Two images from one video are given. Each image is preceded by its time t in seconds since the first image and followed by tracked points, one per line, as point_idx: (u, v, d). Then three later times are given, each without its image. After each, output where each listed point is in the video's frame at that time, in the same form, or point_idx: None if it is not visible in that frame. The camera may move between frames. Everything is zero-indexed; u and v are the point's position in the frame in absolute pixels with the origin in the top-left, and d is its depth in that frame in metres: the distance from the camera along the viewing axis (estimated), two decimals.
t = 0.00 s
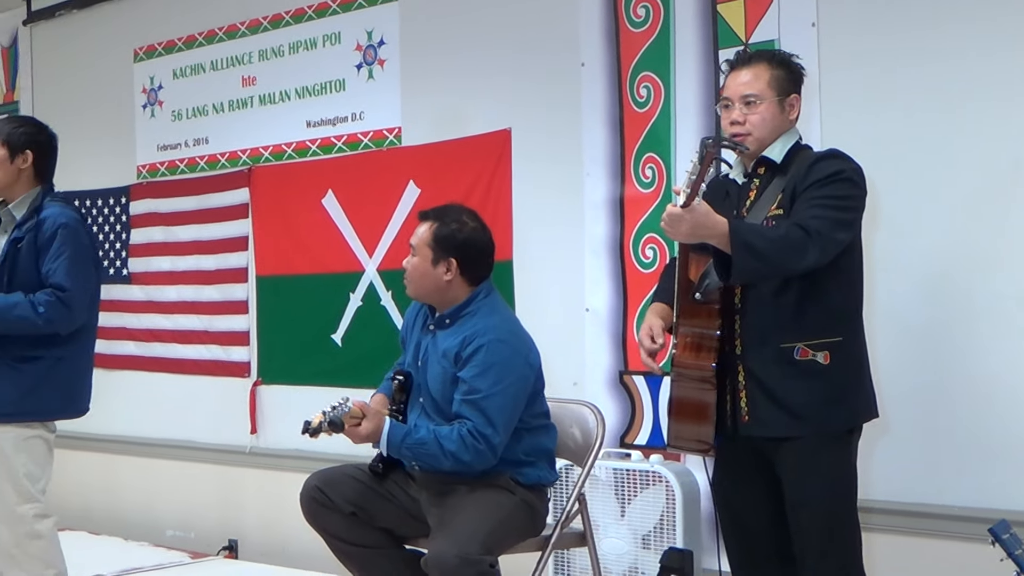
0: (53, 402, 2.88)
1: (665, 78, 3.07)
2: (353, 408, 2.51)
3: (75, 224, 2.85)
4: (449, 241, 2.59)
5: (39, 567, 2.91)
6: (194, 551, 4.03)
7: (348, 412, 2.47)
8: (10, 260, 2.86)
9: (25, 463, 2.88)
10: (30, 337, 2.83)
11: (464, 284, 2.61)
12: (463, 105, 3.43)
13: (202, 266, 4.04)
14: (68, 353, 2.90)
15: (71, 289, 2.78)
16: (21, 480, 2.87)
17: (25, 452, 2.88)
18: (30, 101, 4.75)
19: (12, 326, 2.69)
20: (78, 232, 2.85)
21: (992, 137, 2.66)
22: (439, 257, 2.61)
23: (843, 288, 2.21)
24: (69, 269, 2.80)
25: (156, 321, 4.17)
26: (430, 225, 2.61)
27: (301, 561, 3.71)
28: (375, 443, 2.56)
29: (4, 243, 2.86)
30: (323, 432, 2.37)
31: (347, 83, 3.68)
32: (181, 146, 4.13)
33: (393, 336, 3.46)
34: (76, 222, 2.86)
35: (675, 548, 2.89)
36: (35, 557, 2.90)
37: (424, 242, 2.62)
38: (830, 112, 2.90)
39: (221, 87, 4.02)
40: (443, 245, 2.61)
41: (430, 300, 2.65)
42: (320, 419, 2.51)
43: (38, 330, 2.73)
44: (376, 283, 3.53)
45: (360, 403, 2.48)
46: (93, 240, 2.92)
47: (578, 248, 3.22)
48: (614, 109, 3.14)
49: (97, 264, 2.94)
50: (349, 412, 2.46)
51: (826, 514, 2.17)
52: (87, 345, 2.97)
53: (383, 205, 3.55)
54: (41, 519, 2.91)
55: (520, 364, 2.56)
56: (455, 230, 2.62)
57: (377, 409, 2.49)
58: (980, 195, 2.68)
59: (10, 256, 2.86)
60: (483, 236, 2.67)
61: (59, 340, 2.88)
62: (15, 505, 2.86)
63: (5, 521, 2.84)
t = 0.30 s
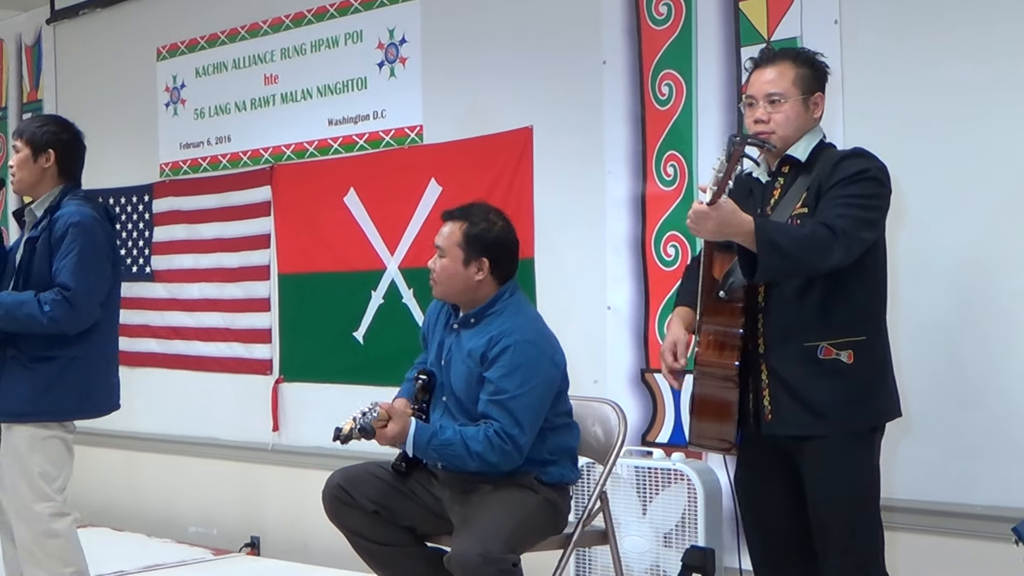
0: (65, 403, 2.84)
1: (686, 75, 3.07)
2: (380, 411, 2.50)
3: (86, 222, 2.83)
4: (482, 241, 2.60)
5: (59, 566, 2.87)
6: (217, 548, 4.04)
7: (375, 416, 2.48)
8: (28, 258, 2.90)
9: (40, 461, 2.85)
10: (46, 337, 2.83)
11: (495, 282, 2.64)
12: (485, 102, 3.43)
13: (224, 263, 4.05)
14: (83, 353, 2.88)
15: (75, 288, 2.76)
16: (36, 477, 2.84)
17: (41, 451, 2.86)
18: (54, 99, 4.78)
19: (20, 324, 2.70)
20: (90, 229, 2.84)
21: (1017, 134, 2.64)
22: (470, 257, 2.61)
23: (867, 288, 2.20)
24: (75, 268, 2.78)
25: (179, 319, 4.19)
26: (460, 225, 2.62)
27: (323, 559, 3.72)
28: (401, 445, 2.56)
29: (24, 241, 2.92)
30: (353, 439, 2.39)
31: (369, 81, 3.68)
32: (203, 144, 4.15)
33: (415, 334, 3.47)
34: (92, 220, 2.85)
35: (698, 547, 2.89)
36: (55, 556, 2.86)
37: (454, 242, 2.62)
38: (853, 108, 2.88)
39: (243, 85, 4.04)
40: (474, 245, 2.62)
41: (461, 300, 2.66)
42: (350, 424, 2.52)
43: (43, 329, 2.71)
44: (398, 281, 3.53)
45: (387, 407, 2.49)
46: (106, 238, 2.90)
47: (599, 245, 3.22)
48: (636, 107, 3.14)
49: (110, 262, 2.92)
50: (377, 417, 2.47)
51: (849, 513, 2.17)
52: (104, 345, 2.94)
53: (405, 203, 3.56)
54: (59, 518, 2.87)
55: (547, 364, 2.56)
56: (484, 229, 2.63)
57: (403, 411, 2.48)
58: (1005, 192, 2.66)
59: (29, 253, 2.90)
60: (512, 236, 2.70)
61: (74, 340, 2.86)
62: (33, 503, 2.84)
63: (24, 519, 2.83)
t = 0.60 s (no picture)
0: (70, 400, 2.83)
1: (708, 73, 3.06)
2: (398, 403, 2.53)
3: (93, 218, 2.81)
4: (509, 236, 2.59)
5: (79, 560, 2.86)
6: (238, 544, 4.06)
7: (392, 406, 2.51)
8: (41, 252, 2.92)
9: (56, 455, 2.85)
10: (55, 331, 2.84)
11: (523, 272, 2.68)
12: (507, 100, 3.42)
13: (245, 261, 4.07)
14: (90, 350, 2.86)
15: (75, 284, 2.75)
16: (52, 471, 2.84)
17: (56, 445, 2.85)
18: (76, 97, 4.81)
19: (23, 318, 2.71)
20: (96, 226, 2.81)
21: None
22: (506, 254, 2.62)
23: (892, 287, 2.19)
24: (79, 263, 2.77)
25: (201, 316, 4.21)
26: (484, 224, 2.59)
27: (344, 555, 3.73)
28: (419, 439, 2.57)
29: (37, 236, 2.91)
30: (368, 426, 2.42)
31: (390, 79, 3.69)
32: (225, 142, 4.16)
33: (434, 332, 3.47)
34: (99, 216, 2.83)
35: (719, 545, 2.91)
36: (75, 550, 2.86)
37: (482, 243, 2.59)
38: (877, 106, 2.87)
39: (265, 83, 4.05)
40: (500, 242, 2.61)
41: (495, 297, 2.65)
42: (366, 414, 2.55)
43: (44, 324, 2.72)
44: (419, 278, 3.54)
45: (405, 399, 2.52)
46: (115, 235, 2.87)
47: (620, 243, 3.21)
48: (658, 104, 3.13)
49: (117, 259, 2.89)
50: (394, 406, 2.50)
51: (873, 512, 2.15)
52: (112, 343, 2.92)
53: (425, 200, 3.57)
54: (77, 511, 2.87)
55: (564, 357, 2.55)
56: (507, 225, 2.62)
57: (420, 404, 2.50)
58: None
59: (41, 248, 2.92)
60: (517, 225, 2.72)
61: (82, 336, 2.86)
62: (50, 497, 2.84)
63: (43, 514, 2.84)
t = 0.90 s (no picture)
0: (104, 395, 2.85)
1: (732, 69, 3.06)
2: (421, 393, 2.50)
3: (125, 216, 2.83)
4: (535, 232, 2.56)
5: (104, 554, 2.87)
6: (263, 540, 4.08)
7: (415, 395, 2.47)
8: (70, 250, 2.91)
9: (82, 451, 2.86)
10: (86, 328, 2.85)
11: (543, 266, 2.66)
12: (531, 96, 3.42)
13: (269, 258, 4.09)
14: (123, 346, 2.89)
15: (113, 280, 2.76)
16: (79, 467, 2.85)
17: (84, 441, 2.86)
18: (103, 95, 4.87)
19: (58, 315, 2.72)
20: (128, 223, 2.83)
21: None
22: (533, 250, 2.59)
23: (919, 281, 2.19)
24: (116, 260, 2.78)
25: (225, 313, 4.24)
26: (509, 224, 2.54)
27: (369, 551, 3.74)
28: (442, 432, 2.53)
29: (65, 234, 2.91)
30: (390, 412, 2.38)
31: (413, 76, 3.69)
32: (249, 139, 4.18)
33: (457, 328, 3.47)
34: (131, 214, 2.85)
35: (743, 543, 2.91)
36: (100, 544, 2.87)
37: (511, 242, 2.54)
38: (902, 102, 2.85)
39: (289, 80, 4.06)
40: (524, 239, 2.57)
41: (528, 295, 2.62)
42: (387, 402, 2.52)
43: (82, 319, 2.73)
44: (442, 274, 3.54)
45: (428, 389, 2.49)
46: (145, 233, 2.89)
47: (644, 239, 3.21)
48: (681, 100, 3.13)
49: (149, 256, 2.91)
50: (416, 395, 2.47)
51: (901, 509, 2.13)
52: (144, 338, 2.94)
53: (448, 197, 3.57)
54: (102, 507, 2.87)
55: (585, 350, 2.52)
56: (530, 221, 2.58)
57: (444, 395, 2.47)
58: None
59: (71, 246, 2.91)
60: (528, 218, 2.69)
61: (113, 332, 2.87)
62: (75, 493, 2.85)
63: (69, 508, 2.85)
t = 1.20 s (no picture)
0: (148, 389, 2.89)
1: (760, 63, 3.04)
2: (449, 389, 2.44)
3: (171, 211, 2.87)
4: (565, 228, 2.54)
5: (143, 549, 2.88)
6: (291, 535, 4.09)
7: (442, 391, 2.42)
8: (111, 245, 2.91)
9: (125, 445, 2.88)
10: (128, 321, 2.88)
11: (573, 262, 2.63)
12: (558, 91, 3.42)
13: (297, 253, 4.10)
14: (165, 341, 2.93)
15: (166, 274, 2.81)
16: (121, 461, 2.87)
17: (126, 435, 2.89)
18: (131, 92, 4.90)
19: (110, 303, 2.72)
20: (174, 219, 2.88)
21: None
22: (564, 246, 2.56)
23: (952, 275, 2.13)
24: (166, 254, 2.83)
25: (253, 308, 4.26)
26: (539, 222, 2.51)
27: (397, 546, 3.74)
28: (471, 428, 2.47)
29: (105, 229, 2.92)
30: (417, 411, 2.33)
31: (440, 71, 3.69)
32: (276, 135, 4.19)
33: (485, 325, 3.47)
34: (174, 210, 2.90)
35: (772, 538, 2.88)
36: (139, 539, 2.88)
37: (542, 240, 2.52)
38: (932, 95, 2.82)
39: (316, 76, 4.07)
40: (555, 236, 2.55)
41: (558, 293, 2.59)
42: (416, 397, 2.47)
43: (134, 310, 2.74)
44: (470, 270, 3.54)
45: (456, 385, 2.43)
46: (188, 228, 2.94)
47: (671, 234, 3.20)
48: (709, 95, 3.12)
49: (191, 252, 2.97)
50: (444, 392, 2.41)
51: (932, 504, 2.10)
52: (182, 333, 2.99)
53: (476, 192, 3.57)
54: (142, 501, 2.90)
55: (616, 347, 2.47)
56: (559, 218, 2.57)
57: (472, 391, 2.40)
58: None
59: (111, 241, 2.91)
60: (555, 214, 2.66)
61: (155, 326, 2.91)
62: (117, 486, 2.87)
63: (108, 502, 2.87)
